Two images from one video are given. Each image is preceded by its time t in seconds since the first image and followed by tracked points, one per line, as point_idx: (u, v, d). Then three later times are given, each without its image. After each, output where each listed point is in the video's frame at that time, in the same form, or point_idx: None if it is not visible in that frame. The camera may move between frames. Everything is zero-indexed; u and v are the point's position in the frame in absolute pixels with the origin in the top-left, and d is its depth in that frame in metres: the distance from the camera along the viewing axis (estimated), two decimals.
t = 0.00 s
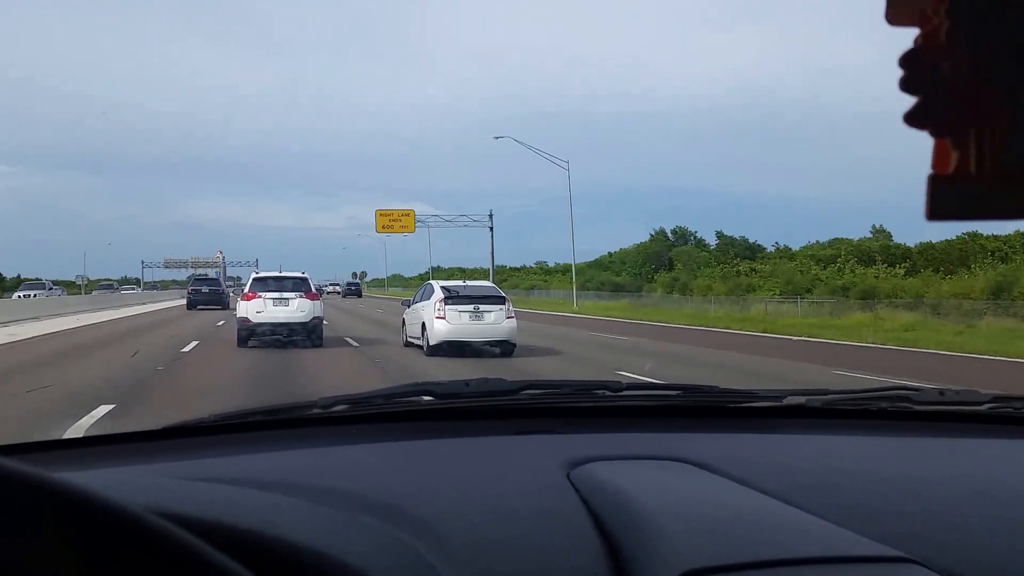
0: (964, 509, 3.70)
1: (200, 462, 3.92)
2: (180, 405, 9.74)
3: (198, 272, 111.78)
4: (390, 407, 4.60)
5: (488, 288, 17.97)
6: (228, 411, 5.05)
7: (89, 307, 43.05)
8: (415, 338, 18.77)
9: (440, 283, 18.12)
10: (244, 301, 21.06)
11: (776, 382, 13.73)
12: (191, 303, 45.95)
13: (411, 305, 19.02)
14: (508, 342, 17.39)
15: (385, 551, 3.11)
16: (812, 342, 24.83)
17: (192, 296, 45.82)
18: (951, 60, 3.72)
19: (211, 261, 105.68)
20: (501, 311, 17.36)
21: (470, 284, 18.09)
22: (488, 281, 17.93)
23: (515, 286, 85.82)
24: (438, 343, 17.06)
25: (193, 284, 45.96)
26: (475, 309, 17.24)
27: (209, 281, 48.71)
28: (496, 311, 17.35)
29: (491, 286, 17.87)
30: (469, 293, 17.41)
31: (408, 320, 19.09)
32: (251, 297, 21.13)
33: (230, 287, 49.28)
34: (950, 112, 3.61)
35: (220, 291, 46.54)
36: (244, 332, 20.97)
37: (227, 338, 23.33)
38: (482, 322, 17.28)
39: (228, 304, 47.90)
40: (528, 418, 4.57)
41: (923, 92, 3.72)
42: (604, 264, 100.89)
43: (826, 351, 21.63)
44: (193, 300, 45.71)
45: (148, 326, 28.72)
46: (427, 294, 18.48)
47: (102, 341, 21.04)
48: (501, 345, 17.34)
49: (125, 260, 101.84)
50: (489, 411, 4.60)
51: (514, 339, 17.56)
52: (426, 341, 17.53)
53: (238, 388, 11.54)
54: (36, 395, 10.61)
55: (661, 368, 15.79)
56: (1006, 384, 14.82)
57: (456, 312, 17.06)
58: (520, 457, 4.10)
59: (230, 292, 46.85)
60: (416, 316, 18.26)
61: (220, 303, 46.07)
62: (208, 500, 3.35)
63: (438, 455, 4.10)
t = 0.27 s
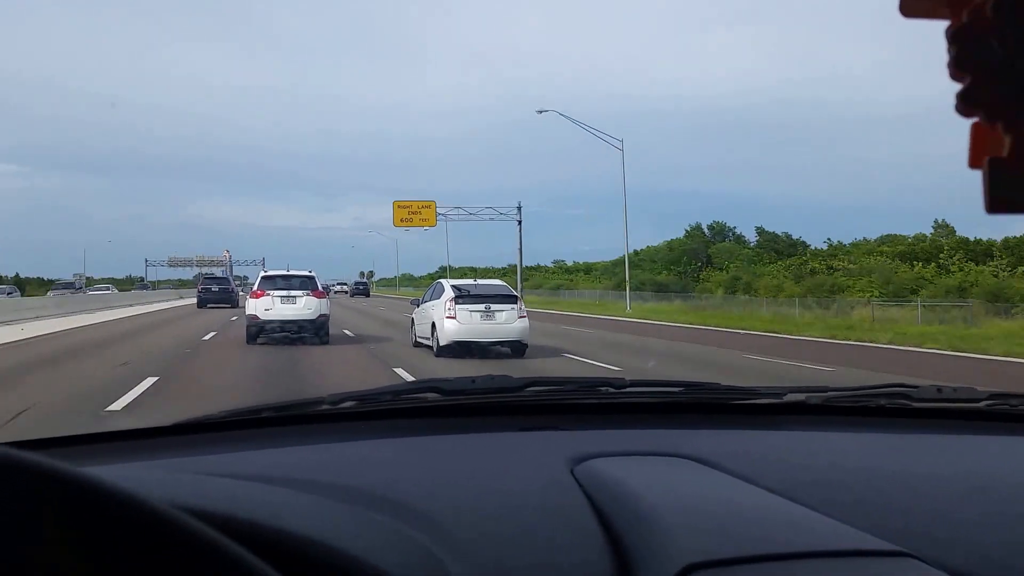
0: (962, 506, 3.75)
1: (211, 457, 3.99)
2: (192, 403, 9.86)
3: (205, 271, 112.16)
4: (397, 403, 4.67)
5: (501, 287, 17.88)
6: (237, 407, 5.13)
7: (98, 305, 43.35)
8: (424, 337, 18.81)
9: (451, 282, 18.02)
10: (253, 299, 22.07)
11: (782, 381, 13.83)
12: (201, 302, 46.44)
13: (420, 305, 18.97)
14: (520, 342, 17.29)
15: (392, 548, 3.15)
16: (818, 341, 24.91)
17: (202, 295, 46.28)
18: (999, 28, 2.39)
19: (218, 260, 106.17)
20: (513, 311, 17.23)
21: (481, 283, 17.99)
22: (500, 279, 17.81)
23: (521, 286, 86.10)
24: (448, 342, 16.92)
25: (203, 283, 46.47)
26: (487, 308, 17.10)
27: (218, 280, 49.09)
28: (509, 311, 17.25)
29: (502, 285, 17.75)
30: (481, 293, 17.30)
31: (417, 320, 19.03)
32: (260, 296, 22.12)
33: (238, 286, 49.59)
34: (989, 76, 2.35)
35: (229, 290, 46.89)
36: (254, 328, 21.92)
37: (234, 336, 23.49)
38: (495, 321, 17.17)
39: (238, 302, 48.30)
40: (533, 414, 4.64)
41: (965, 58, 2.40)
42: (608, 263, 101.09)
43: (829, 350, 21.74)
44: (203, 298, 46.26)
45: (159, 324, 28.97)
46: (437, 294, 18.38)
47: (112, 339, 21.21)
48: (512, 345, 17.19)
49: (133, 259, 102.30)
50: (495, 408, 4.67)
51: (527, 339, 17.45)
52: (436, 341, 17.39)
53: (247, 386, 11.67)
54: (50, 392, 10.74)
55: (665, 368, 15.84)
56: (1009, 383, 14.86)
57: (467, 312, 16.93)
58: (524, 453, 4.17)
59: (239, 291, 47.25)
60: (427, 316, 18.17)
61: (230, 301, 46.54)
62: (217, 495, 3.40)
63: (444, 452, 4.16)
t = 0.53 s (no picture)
0: (967, 505, 3.75)
1: (219, 455, 4.02)
2: (201, 401, 9.91)
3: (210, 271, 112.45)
4: (402, 401, 4.71)
5: (515, 287, 17.73)
6: (245, 405, 5.18)
7: (104, 304, 43.47)
8: (431, 338, 18.84)
9: (464, 281, 17.90)
10: (263, 297, 22.92)
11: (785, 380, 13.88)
12: (209, 300, 46.71)
13: (431, 305, 18.88)
14: (533, 343, 17.16)
15: (402, 543, 3.17)
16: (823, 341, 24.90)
17: (211, 294, 46.64)
18: (979, 48, 3.37)
19: (223, 259, 106.41)
20: (526, 311, 17.17)
21: (493, 283, 17.89)
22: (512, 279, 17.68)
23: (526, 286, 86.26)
24: (461, 343, 16.75)
25: (211, 283, 46.78)
26: (500, 308, 17.03)
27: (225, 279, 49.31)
28: (522, 311, 17.12)
29: (514, 285, 17.66)
30: (493, 293, 17.19)
31: (427, 319, 18.91)
32: (269, 294, 22.96)
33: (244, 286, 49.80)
34: (978, 78, 3.31)
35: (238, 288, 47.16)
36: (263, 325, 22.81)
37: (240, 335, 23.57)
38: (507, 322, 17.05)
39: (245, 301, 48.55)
40: (538, 412, 4.67)
41: (946, 69, 3.36)
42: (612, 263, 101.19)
43: (833, 349, 21.80)
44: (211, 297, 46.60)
45: (166, 322, 29.07)
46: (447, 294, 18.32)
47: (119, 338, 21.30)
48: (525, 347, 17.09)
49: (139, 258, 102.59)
50: (500, 406, 4.70)
51: (540, 341, 17.32)
52: (447, 343, 17.22)
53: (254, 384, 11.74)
54: (60, 391, 10.81)
55: (669, 366, 15.85)
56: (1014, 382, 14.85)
57: (480, 312, 16.81)
58: (531, 451, 4.19)
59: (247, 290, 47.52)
60: (437, 315, 18.04)
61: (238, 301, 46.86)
62: (225, 491, 3.43)
63: (451, 450, 4.18)
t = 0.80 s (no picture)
0: (972, 505, 3.76)
1: (225, 451, 4.04)
2: (209, 400, 9.95)
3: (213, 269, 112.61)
4: (408, 399, 4.72)
5: (530, 288, 17.44)
6: (252, 403, 5.20)
7: (111, 304, 43.59)
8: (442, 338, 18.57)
9: (476, 281, 17.64)
10: (270, 297, 23.02)
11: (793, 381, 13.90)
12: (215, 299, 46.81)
13: (441, 305, 18.64)
14: (547, 345, 16.87)
15: (408, 541, 3.18)
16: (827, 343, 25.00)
17: (217, 294, 46.73)
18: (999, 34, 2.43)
19: (229, 259, 106.63)
20: (540, 312, 16.88)
21: (506, 283, 17.64)
22: (525, 279, 17.42)
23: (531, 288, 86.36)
24: (473, 345, 16.51)
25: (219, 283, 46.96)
26: (513, 309, 16.77)
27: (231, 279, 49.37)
28: (536, 312, 16.85)
29: (528, 286, 17.40)
30: (506, 293, 16.94)
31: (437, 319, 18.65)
32: (276, 294, 22.99)
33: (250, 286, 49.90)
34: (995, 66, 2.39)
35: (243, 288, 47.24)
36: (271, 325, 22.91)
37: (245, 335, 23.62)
38: (521, 323, 16.80)
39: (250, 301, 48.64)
40: (544, 411, 4.69)
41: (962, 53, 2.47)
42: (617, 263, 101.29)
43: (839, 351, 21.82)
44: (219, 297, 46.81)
45: (174, 322, 29.14)
46: (459, 293, 18.06)
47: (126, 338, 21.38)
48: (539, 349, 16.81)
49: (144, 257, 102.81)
50: (506, 405, 4.71)
51: (555, 342, 17.05)
52: (459, 345, 16.98)
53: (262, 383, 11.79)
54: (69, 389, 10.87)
55: (673, 367, 15.90)
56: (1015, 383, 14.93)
57: (492, 314, 16.57)
58: (536, 449, 4.20)
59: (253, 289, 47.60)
60: (448, 316, 17.77)
61: (246, 302, 47.05)
62: (232, 488, 3.44)
63: (456, 448, 4.19)
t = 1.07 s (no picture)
0: (974, 506, 3.73)
1: (225, 453, 4.02)
2: (207, 400, 9.96)
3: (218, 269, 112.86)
4: (407, 399, 4.70)
5: (546, 287, 16.59)
6: (250, 402, 5.18)
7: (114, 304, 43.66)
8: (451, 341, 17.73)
9: (486, 281, 16.88)
10: (274, 296, 23.04)
11: (797, 381, 13.92)
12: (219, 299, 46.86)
13: (452, 305, 17.89)
14: (563, 347, 16.01)
15: (405, 543, 3.15)
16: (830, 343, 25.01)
17: (221, 294, 46.79)
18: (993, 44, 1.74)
19: (231, 256, 106.65)
20: (555, 312, 15.99)
21: (518, 282, 16.86)
22: (539, 278, 16.55)
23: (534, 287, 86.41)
24: (484, 348, 15.62)
25: (224, 283, 47.06)
26: (527, 309, 15.88)
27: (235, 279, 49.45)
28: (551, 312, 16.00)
29: (542, 285, 16.51)
30: (519, 292, 16.12)
31: (448, 318, 17.91)
32: (279, 293, 23.01)
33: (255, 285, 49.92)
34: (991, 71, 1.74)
35: (248, 288, 47.31)
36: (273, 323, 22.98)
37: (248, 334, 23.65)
38: (536, 324, 15.93)
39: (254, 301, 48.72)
40: (544, 412, 4.66)
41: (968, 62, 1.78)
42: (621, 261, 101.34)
43: (841, 351, 21.85)
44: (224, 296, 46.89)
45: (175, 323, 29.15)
46: (469, 293, 17.20)
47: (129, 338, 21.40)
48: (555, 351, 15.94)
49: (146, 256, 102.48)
50: (507, 406, 4.68)
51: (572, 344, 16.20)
52: (470, 347, 16.10)
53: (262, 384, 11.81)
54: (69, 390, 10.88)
55: (676, 367, 15.90)
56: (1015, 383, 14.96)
57: (505, 314, 15.67)
58: (536, 449, 4.18)
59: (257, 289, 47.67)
60: (460, 316, 17.01)
61: (250, 302, 47.13)
62: (229, 489, 3.41)
63: (455, 449, 4.17)
